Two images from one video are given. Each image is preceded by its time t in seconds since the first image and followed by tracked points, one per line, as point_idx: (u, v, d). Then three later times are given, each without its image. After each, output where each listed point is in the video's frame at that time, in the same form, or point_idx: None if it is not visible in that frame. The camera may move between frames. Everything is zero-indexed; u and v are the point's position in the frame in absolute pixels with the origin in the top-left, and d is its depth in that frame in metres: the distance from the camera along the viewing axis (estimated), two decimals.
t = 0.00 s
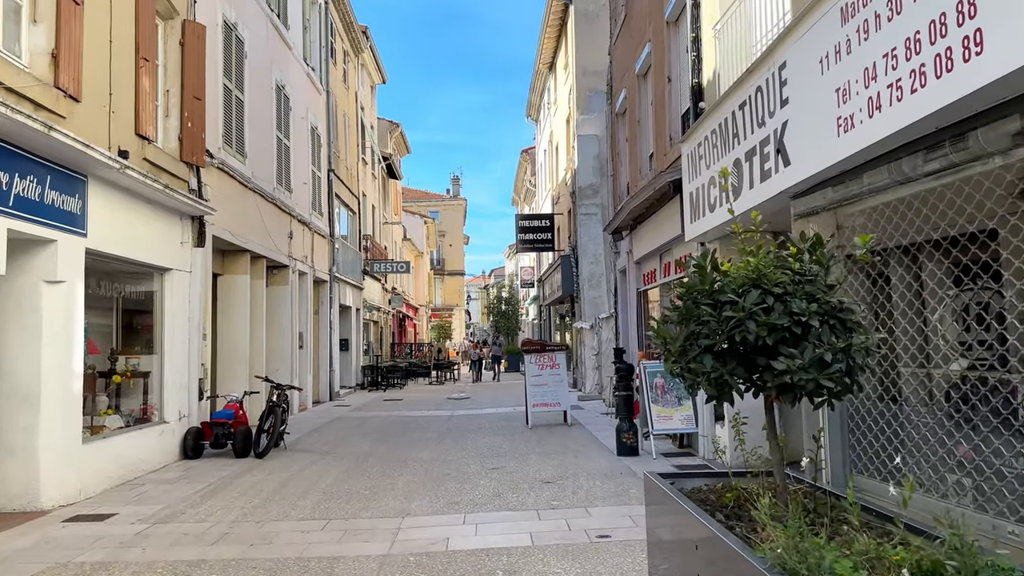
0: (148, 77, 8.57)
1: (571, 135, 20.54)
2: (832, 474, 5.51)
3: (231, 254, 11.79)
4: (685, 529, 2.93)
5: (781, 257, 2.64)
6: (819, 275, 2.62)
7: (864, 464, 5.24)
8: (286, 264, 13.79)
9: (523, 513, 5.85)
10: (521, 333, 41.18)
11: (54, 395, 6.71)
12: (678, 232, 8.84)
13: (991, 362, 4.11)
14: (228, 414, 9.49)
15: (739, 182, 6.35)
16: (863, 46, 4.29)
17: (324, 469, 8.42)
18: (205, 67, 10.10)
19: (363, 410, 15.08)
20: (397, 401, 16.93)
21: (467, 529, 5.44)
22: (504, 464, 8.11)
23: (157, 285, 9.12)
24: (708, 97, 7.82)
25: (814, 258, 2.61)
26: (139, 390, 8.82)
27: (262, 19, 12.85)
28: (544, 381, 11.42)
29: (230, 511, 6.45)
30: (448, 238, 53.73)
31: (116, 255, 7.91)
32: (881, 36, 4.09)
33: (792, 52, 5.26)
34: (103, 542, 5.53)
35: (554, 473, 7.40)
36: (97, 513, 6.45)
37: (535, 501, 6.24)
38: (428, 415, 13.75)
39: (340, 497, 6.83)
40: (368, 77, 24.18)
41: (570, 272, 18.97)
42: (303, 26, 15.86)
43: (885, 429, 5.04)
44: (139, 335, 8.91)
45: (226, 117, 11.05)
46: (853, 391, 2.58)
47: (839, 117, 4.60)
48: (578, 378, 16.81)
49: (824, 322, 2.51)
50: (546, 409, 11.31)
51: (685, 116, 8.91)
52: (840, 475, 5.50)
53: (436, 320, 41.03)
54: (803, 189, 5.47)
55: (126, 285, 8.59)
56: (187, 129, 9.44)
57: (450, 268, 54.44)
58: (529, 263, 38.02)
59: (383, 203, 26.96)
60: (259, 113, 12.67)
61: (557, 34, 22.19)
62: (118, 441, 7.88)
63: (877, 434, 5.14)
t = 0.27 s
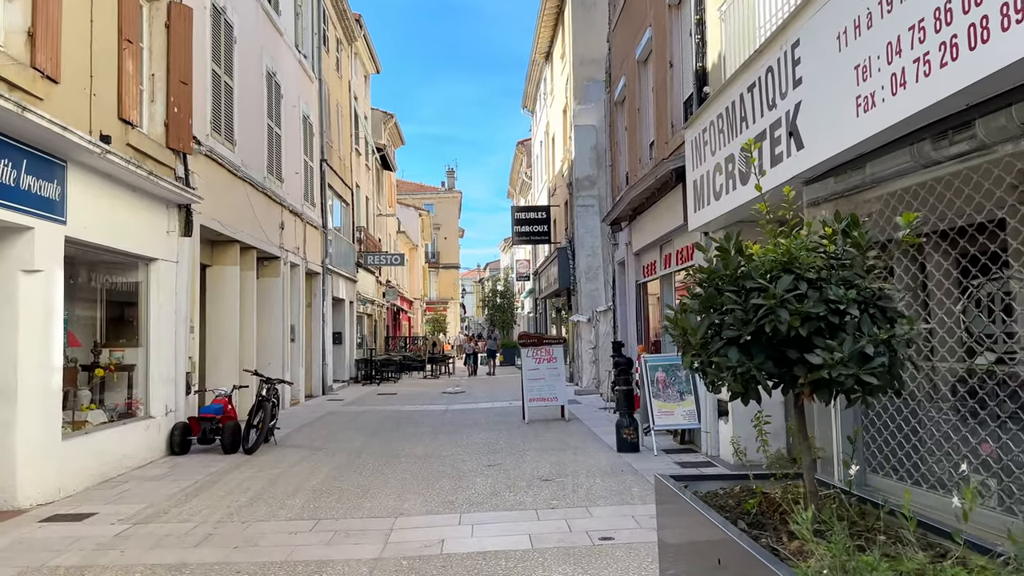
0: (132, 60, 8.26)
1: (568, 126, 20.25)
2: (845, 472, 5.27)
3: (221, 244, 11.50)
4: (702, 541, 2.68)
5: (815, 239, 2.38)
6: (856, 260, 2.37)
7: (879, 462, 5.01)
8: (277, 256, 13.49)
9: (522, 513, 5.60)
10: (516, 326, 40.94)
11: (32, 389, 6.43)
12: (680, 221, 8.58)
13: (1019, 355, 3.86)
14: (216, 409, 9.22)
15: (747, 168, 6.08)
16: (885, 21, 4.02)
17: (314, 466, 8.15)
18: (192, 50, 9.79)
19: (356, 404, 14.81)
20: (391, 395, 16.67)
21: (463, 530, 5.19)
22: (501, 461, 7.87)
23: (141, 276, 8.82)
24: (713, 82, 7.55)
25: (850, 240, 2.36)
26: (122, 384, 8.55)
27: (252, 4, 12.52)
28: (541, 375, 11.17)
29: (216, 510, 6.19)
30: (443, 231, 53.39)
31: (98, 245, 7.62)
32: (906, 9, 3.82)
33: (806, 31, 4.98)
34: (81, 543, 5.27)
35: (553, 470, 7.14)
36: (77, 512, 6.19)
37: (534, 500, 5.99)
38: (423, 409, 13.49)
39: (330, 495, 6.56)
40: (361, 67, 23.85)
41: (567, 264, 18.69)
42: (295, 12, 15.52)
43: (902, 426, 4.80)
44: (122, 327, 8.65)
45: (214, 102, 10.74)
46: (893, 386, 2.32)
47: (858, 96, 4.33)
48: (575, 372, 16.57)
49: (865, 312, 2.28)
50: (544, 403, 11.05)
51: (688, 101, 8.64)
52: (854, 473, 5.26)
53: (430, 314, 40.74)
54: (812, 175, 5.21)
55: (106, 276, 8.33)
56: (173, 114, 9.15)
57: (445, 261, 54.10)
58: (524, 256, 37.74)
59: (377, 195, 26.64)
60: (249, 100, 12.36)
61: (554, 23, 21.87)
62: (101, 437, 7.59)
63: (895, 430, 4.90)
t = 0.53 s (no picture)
0: (111, 41, 7.92)
1: (563, 115, 19.93)
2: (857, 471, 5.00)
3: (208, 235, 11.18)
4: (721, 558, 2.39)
5: (853, 219, 2.09)
6: (900, 245, 2.09)
7: (893, 460, 4.74)
8: (266, 246, 13.17)
9: (519, 515, 5.32)
10: (511, 319, 40.66)
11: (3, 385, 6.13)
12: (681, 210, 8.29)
13: None
14: (202, 405, 8.92)
15: (754, 152, 5.79)
16: None
17: (302, 464, 7.86)
18: (174, 32, 9.46)
19: (348, 398, 14.51)
20: (384, 388, 16.38)
21: (456, 534, 4.91)
22: (496, 458, 7.59)
23: (122, 267, 8.50)
24: (717, 64, 7.25)
25: (892, 222, 2.09)
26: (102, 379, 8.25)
27: None
28: (537, 368, 10.89)
29: (198, 511, 5.90)
30: (437, 223, 53.01)
31: (76, 234, 7.31)
32: None
33: (819, 5, 4.68)
34: (52, 548, 4.98)
35: (550, 469, 6.87)
36: (51, 514, 5.89)
37: (530, 501, 5.71)
38: (416, 404, 13.21)
39: (317, 496, 6.28)
40: (354, 55, 23.47)
41: (562, 256, 18.39)
42: None
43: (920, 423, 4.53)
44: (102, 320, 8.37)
45: (199, 87, 10.40)
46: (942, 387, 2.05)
47: (878, 72, 4.02)
48: (571, 365, 16.30)
49: (911, 303, 2.01)
50: (540, 398, 10.77)
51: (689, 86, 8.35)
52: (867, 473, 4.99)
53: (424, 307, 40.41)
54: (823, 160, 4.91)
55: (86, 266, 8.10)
56: (155, 99, 8.81)
57: (440, 253, 53.74)
58: (519, 248, 37.43)
59: (370, 185, 26.29)
60: (236, 86, 12.02)
61: (550, 11, 21.53)
62: (80, 435, 7.29)
63: (912, 427, 4.62)
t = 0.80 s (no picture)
0: (91, 23, 7.62)
1: (559, 104, 19.65)
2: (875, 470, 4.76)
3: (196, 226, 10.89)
4: None
5: (908, 196, 1.91)
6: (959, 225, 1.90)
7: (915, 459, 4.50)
8: (257, 238, 12.87)
9: (518, 517, 5.08)
10: (506, 312, 40.39)
11: None
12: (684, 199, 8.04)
13: None
14: (189, 401, 8.64)
15: (764, 135, 5.53)
16: None
17: (292, 461, 7.60)
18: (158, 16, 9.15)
19: (341, 392, 14.24)
20: (378, 382, 16.11)
21: (452, 537, 4.67)
22: (493, 455, 7.34)
23: (106, 258, 8.21)
24: (722, 46, 6.98)
25: (951, 198, 1.89)
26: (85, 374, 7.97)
27: None
28: (534, 362, 10.64)
29: (182, 513, 5.64)
30: (431, 215, 52.64)
31: (54, 223, 7.02)
32: None
33: None
34: (25, 553, 4.72)
35: (549, 466, 6.62)
36: (27, 516, 5.62)
37: (529, 501, 5.46)
38: (410, 398, 12.95)
39: (306, 497, 6.02)
40: (346, 44, 23.10)
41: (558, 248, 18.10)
42: None
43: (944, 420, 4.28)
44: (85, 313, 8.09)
45: (185, 73, 10.09)
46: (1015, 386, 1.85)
47: (903, 45, 3.76)
48: (568, 359, 16.05)
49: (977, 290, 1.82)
50: (537, 392, 10.53)
51: (692, 69, 8.09)
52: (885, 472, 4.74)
53: (419, 300, 40.11)
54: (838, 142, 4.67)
55: (65, 257, 7.83)
56: (139, 84, 8.51)
57: (434, 246, 53.39)
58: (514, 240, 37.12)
59: (363, 177, 25.96)
60: (224, 73, 11.71)
61: None
62: (62, 432, 7.02)
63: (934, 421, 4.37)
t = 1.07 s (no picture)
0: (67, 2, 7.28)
1: (552, 92, 19.33)
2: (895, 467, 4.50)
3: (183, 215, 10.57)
4: None
5: (992, 164, 1.81)
6: None
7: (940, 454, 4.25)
8: (245, 228, 12.55)
9: (518, 517, 4.82)
10: (499, 303, 40.10)
11: None
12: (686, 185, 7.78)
13: None
14: (174, 396, 8.34)
15: (775, 115, 5.27)
16: None
17: (282, 458, 7.33)
18: None
19: (333, 386, 13.97)
20: (371, 375, 15.85)
21: (449, 541, 4.41)
22: (490, 450, 7.09)
23: (86, 249, 7.89)
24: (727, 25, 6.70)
25: None
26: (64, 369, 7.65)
27: None
28: (531, 354, 10.38)
29: (164, 514, 5.37)
30: (423, 207, 52.23)
31: (30, 211, 6.70)
32: None
33: None
34: None
35: (550, 462, 6.37)
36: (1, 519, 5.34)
37: (530, 500, 5.21)
38: (404, 391, 12.69)
39: (296, 497, 5.75)
40: (335, 32, 22.70)
41: (553, 238, 17.83)
42: None
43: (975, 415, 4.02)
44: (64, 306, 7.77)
45: (169, 57, 9.75)
46: None
47: (935, 12, 3.49)
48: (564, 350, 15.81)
49: None
50: (534, 384, 10.27)
51: (695, 50, 7.82)
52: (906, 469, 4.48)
53: (411, 292, 39.78)
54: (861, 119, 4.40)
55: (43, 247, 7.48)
56: (119, 67, 8.17)
57: (426, 237, 53.02)
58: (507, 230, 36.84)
59: (354, 167, 25.59)
60: (209, 58, 11.36)
61: None
62: (40, 430, 6.72)
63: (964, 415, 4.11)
